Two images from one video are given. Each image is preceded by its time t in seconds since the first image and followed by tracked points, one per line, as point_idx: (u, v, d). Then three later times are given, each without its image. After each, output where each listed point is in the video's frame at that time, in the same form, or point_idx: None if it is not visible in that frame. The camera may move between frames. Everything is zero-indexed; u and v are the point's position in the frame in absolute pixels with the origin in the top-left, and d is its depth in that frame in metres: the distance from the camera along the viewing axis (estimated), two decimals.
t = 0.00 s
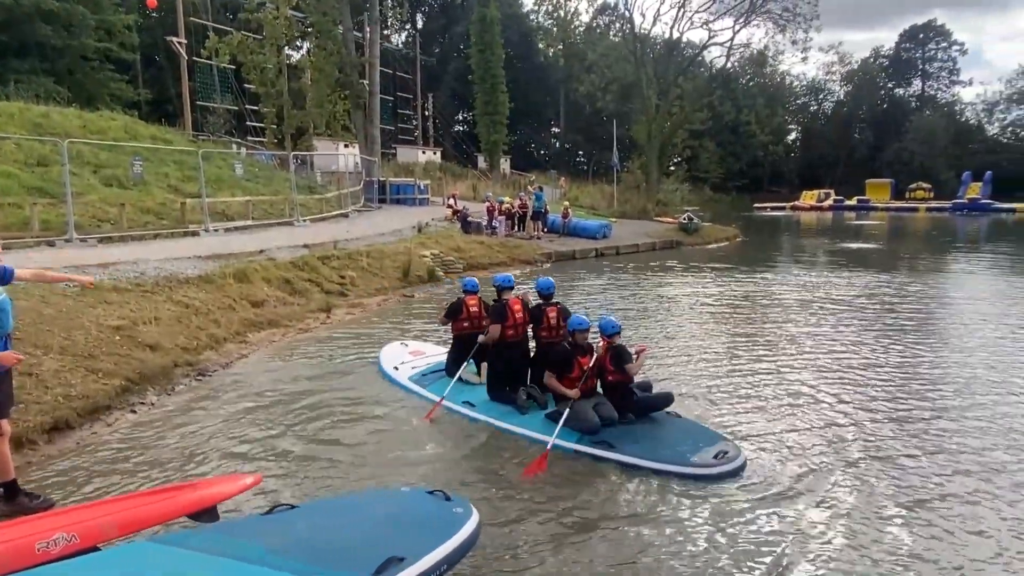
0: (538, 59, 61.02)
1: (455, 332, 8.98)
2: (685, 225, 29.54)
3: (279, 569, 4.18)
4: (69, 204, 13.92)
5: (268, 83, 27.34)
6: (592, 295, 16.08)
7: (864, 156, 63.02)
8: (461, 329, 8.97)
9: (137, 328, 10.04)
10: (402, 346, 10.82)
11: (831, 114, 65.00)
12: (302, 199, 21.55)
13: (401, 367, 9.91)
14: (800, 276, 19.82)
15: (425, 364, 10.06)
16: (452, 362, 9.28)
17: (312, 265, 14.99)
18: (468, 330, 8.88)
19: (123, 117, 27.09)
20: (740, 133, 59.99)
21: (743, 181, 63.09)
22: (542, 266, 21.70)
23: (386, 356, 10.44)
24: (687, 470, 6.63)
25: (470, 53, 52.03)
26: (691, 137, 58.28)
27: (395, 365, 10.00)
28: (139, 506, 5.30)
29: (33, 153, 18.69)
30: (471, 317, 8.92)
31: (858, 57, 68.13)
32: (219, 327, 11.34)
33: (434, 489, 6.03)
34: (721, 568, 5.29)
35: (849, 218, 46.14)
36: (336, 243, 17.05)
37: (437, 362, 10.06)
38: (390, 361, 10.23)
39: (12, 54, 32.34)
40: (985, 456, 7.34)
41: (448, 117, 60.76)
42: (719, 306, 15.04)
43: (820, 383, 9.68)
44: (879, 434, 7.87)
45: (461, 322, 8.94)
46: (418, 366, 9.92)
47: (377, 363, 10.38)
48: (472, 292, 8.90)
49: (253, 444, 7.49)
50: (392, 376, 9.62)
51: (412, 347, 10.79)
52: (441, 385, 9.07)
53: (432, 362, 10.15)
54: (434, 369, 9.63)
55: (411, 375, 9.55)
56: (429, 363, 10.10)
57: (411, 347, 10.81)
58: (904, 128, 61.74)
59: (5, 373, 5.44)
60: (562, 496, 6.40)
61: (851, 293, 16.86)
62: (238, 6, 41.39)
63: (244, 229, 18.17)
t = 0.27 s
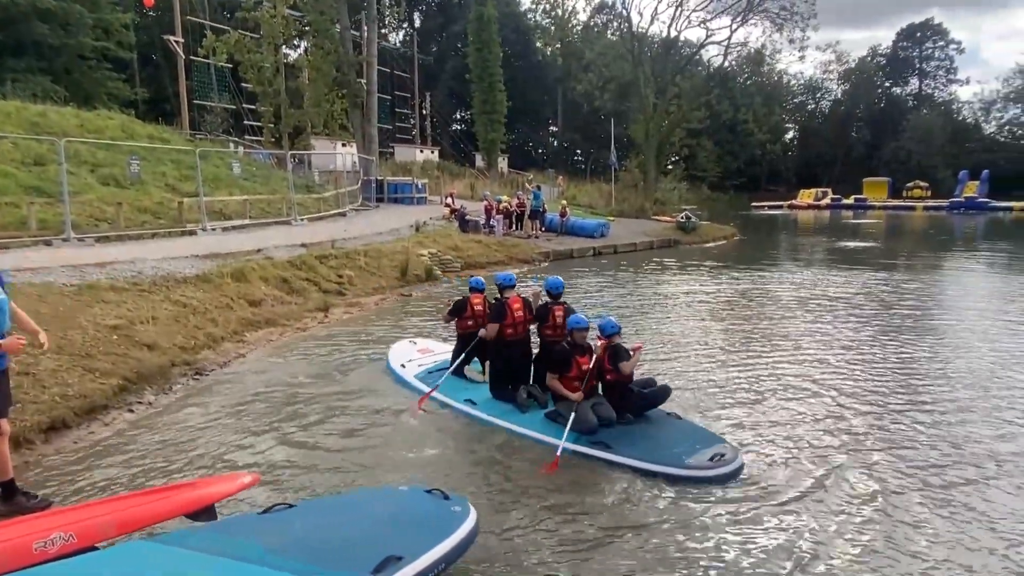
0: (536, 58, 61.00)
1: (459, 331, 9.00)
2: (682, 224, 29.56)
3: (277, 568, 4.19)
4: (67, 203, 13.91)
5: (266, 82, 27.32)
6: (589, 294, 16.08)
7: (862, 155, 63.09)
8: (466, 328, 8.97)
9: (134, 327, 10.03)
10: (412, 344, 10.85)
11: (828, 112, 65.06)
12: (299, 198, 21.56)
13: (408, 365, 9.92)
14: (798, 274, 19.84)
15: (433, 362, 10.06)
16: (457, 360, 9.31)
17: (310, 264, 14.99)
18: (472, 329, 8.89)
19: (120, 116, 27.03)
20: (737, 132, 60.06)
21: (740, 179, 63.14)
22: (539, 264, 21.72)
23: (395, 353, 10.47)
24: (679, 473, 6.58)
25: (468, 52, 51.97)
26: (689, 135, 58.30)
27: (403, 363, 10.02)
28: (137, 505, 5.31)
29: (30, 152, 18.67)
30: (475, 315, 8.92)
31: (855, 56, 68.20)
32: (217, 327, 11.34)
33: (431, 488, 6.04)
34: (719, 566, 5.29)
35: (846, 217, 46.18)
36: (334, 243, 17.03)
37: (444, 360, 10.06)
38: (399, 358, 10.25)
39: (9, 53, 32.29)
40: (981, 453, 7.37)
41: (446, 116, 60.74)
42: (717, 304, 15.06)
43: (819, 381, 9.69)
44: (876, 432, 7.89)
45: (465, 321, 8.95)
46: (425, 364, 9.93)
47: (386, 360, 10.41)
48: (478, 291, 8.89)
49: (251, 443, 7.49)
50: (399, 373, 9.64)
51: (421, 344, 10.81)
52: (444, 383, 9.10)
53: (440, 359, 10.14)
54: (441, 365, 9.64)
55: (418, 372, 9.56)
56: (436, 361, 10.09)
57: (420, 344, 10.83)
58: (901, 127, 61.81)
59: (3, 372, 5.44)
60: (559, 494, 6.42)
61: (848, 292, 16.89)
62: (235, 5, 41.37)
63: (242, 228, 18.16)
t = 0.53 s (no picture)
0: (535, 56, 60.95)
1: (467, 329, 9.02)
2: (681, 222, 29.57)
3: (277, 568, 4.19)
4: (65, 202, 13.89)
5: (264, 81, 27.29)
6: (588, 293, 16.07)
7: (860, 153, 63.10)
8: (473, 325, 8.98)
9: (133, 326, 10.03)
10: (426, 341, 10.86)
11: (826, 110, 65.07)
12: (298, 197, 21.55)
13: (418, 361, 9.93)
14: (797, 273, 19.83)
15: (444, 358, 10.04)
16: (463, 358, 9.33)
17: (309, 263, 14.98)
18: (478, 326, 8.90)
19: (118, 115, 26.99)
20: (736, 131, 60.05)
21: (739, 178, 63.17)
22: (538, 263, 21.72)
23: (408, 350, 10.50)
24: (674, 475, 6.48)
25: (467, 51, 51.91)
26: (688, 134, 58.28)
27: (414, 359, 10.03)
28: (136, 504, 5.30)
29: (28, 151, 18.64)
30: (482, 313, 8.93)
31: (854, 54, 68.18)
32: (215, 326, 11.34)
33: (430, 487, 6.02)
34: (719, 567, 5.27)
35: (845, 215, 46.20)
36: (333, 242, 17.00)
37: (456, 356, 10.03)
38: (411, 354, 10.27)
39: (7, 53, 32.25)
40: (980, 451, 7.38)
41: (444, 114, 60.71)
42: (716, 302, 15.05)
43: (818, 379, 9.68)
44: (875, 430, 7.89)
45: (473, 319, 8.96)
46: (436, 360, 9.91)
47: (398, 357, 10.43)
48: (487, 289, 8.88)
49: (251, 443, 7.48)
50: (409, 370, 9.65)
51: (435, 342, 10.81)
52: (449, 380, 9.12)
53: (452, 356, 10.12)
54: (450, 362, 9.63)
55: (427, 369, 9.57)
56: (447, 357, 10.07)
57: (434, 342, 10.83)
58: (899, 125, 61.83)
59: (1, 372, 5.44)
60: (558, 493, 6.40)
61: (847, 290, 16.89)
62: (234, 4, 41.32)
63: (240, 227, 18.14)
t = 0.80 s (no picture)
0: (535, 55, 60.91)
1: (476, 328, 9.03)
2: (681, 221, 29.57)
3: (276, 567, 4.19)
4: (65, 202, 13.88)
5: (263, 80, 27.26)
6: (588, 292, 16.05)
7: (860, 152, 63.09)
8: (481, 324, 8.99)
9: (133, 326, 10.02)
10: (438, 340, 11.02)
11: (826, 109, 65.06)
12: (298, 197, 21.55)
13: (428, 359, 10.09)
14: (796, 271, 19.81)
15: (453, 357, 10.18)
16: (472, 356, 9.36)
17: (308, 263, 14.97)
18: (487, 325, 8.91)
19: (117, 114, 26.98)
20: (735, 130, 60.05)
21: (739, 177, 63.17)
22: (538, 262, 21.73)
23: (419, 348, 10.66)
24: (666, 476, 6.38)
25: (466, 50, 51.87)
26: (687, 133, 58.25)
27: (424, 357, 10.19)
28: (136, 504, 5.30)
29: (28, 151, 18.64)
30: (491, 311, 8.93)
31: (854, 52, 68.15)
32: (215, 326, 11.34)
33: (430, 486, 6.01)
34: (719, 568, 5.24)
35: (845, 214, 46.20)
36: (333, 241, 16.99)
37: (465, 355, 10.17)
38: (422, 352, 10.44)
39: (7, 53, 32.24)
40: (980, 448, 7.39)
41: (444, 113, 60.69)
42: (716, 301, 15.05)
43: (819, 378, 9.67)
44: (877, 429, 7.88)
45: (482, 317, 8.97)
46: (445, 359, 10.07)
47: (409, 355, 10.60)
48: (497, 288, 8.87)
49: (251, 442, 7.48)
50: (419, 367, 9.82)
51: (446, 341, 10.96)
52: (456, 377, 9.17)
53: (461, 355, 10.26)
54: (460, 358, 9.64)
55: (436, 366, 9.72)
56: (456, 356, 10.22)
57: (446, 341, 10.98)
58: (899, 123, 61.82)
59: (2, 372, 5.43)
60: (557, 493, 6.39)
61: (847, 288, 16.88)
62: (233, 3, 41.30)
63: (240, 227, 18.13)
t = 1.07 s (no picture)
0: (534, 55, 60.86)
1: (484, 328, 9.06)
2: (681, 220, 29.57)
3: (276, 567, 4.18)
4: (63, 202, 13.86)
5: (262, 80, 27.18)
6: (587, 292, 16.03)
7: (860, 151, 63.09)
8: (489, 324, 9.02)
9: (132, 326, 10.01)
10: (451, 338, 11.16)
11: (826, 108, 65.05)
12: (297, 196, 21.53)
13: (437, 357, 10.24)
14: (796, 271, 19.80)
15: (462, 356, 10.30)
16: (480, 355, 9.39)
17: (308, 263, 14.96)
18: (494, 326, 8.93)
19: (116, 114, 26.96)
20: (735, 129, 60.00)
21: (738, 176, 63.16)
22: (537, 261, 21.72)
23: (431, 346, 10.82)
24: (660, 478, 6.35)
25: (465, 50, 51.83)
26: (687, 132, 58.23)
27: (434, 355, 10.34)
28: (136, 504, 5.29)
29: (26, 151, 18.61)
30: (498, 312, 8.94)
31: (853, 52, 68.13)
32: (215, 325, 11.33)
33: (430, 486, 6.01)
34: (719, 568, 5.23)
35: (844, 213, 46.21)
36: (332, 241, 16.96)
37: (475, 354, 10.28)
38: (433, 350, 10.60)
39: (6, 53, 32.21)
40: (981, 447, 7.37)
41: (443, 113, 60.67)
42: (717, 300, 15.03)
43: (819, 377, 9.66)
44: (876, 428, 7.88)
45: (489, 318, 8.99)
46: (454, 358, 10.19)
47: (421, 352, 10.76)
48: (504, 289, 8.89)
49: (252, 442, 7.47)
50: (428, 365, 9.97)
51: (459, 339, 11.09)
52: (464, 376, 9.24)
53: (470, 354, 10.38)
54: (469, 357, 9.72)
55: (446, 364, 9.85)
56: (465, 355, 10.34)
57: (458, 339, 11.12)
58: (898, 122, 61.82)
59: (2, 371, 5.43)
60: (559, 492, 6.39)
61: (847, 287, 16.87)
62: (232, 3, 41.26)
63: (240, 227, 18.12)
